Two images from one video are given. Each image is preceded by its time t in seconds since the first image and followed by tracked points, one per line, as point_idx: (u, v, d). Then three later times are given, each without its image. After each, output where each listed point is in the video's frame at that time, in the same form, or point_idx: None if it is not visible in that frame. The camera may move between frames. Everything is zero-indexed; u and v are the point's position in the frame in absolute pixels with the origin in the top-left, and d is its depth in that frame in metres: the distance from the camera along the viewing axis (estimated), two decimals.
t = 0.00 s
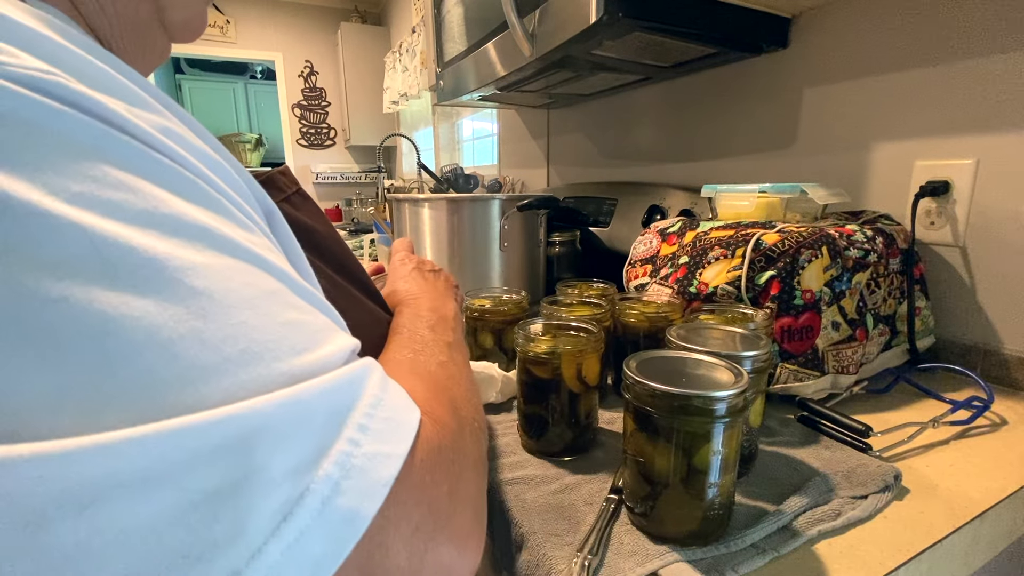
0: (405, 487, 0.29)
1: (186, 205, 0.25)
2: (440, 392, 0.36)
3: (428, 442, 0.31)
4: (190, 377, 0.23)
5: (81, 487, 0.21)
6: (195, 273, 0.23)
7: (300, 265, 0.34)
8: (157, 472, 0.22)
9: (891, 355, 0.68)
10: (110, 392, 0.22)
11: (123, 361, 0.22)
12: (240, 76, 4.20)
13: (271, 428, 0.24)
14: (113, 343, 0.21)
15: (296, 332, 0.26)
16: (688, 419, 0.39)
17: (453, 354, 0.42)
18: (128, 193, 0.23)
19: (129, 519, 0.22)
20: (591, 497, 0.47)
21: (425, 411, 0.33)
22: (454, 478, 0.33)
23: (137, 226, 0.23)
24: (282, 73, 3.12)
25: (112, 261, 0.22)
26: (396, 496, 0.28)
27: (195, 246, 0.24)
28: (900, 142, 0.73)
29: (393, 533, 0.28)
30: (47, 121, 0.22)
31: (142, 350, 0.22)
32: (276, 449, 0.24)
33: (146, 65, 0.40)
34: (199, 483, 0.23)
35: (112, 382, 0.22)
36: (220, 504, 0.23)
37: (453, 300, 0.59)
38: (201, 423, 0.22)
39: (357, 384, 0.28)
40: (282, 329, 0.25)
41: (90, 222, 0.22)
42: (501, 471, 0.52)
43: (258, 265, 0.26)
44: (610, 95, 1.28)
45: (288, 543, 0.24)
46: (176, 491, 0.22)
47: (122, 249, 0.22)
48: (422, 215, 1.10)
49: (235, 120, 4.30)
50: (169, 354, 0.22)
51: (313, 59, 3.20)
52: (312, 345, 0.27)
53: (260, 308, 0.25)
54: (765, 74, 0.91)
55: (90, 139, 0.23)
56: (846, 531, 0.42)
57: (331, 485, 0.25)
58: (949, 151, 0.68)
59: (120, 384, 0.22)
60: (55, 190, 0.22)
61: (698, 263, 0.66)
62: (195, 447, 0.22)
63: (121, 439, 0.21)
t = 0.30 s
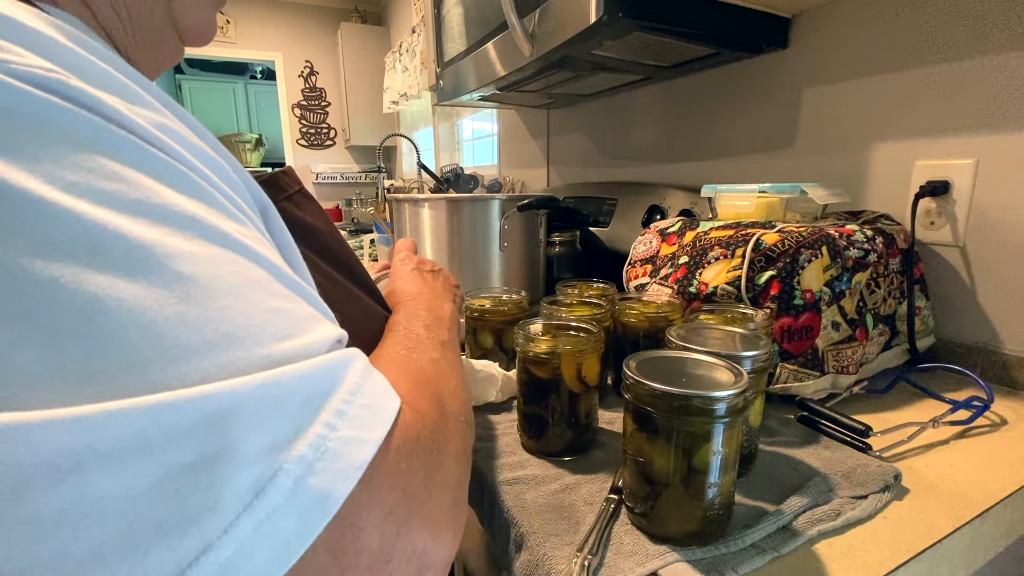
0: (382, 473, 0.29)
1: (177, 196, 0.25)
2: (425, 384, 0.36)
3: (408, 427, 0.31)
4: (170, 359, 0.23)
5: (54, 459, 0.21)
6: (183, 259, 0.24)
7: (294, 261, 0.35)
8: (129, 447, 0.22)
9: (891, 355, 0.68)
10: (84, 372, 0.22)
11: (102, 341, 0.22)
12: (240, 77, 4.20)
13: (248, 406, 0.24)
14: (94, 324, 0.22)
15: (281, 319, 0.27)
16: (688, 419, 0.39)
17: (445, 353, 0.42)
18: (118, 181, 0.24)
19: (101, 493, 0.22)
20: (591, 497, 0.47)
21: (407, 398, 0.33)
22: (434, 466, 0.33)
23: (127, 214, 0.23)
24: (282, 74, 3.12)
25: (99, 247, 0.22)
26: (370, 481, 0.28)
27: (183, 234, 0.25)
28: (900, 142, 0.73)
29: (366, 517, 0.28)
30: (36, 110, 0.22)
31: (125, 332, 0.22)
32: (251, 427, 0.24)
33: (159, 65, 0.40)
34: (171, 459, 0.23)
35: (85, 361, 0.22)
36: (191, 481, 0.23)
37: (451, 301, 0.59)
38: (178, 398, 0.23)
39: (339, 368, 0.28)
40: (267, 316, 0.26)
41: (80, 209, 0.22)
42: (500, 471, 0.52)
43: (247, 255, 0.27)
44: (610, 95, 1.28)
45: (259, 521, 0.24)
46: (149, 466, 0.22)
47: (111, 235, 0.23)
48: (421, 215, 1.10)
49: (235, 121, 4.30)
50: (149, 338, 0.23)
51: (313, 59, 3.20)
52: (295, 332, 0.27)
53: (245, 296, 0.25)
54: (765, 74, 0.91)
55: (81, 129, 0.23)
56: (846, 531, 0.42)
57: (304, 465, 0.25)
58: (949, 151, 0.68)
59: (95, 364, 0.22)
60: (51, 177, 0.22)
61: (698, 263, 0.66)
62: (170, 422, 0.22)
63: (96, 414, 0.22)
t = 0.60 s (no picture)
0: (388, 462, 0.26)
1: (171, 173, 0.23)
2: (447, 370, 0.29)
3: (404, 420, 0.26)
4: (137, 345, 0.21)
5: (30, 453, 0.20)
6: (163, 237, 0.22)
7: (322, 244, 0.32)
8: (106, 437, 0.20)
9: (890, 355, 0.68)
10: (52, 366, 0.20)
11: (82, 326, 0.20)
12: (240, 77, 4.21)
13: (233, 391, 0.22)
14: (69, 307, 0.20)
15: (279, 300, 0.24)
16: (688, 419, 0.39)
17: (492, 317, 0.33)
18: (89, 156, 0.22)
19: (80, 488, 0.20)
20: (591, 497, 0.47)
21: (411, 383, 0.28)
22: (444, 467, 0.27)
23: (103, 191, 0.21)
24: (282, 74, 3.12)
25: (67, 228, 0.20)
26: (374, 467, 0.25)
27: (166, 210, 0.22)
28: (901, 142, 0.73)
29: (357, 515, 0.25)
30: (22, 91, 0.21)
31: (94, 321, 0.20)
32: (237, 412, 0.22)
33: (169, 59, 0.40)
34: (151, 448, 0.21)
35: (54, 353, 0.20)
36: (178, 474, 0.22)
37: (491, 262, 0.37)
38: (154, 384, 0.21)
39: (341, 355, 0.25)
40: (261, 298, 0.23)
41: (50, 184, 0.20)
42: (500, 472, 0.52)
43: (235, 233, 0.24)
44: (610, 95, 1.28)
45: (255, 516, 0.22)
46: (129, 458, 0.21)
47: (84, 216, 0.21)
48: (421, 215, 1.10)
49: (235, 120, 4.30)
50: (121, 327, 0.21)
51: (313, 59, 3.20)
52: (302, 317, 0.24)
53: (240, 280, 0.23)
54: (765, 74, 0.91)
55: (54, 104, 0.21)
56: (846, 531, 0.42)
57: (300, 457, 0.23)
58: (949, 151, 0.68)
59: (76, 351, 0.20)
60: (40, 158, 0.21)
61: (698, 263, 0.66)
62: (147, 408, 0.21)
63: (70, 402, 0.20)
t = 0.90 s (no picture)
0: (479, 288, 0.25)
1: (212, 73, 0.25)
2: (602, 236, 0.28)
3: (496, 260, 0.26)
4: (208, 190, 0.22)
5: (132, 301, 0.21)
6: (216, 100, 0.23)
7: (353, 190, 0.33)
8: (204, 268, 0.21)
9: (890, 355, 0.68)
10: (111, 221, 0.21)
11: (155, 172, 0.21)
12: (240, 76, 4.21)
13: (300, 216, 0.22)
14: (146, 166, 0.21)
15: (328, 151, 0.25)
16: (688, 419, 0.39)
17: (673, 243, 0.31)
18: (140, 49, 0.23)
19: (159, 320, 0.21)
20: (591, 497, 0.47)
21: (505, 232, 0.27)
22: (554, 306, 0.26)
23: (153, 71, 0.22)
24: (282, 73, 3.12)
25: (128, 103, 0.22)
26: (464, 290, 0.25)
27: (215, 88, 0.24)
28: (901, 141, 0.73)
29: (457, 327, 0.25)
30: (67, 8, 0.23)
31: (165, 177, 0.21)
32: (321, 238, 0.22)
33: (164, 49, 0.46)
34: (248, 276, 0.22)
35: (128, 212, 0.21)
36: (273, 303, 0.22)
37: (694, 258, 0.31)
38: (241, 210, 0.21)
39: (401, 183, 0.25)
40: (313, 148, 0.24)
41: (106, 65, 0.22)
42: (501, 471, 0.52)
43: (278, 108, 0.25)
44: (610, 95, 1.28)
45: (352, 334, 0.23)
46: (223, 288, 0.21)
47: (143, 94, 0.22)
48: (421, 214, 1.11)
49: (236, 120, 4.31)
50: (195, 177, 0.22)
51: (313, 59, 3.20)
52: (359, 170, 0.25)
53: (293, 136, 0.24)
54: (765, 74, 0.91)
55: (93, 18, 0.23)
56: (846, 531, 0.42)
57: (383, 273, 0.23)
58: (949, 151, 0.68)
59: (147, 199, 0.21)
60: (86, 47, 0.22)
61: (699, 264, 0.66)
62: (235, 238, 0.21)
63: (153, 236, 0.21)
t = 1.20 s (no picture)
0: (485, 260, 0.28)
1: (220, 69, 0.27)
2: (588, 228, 0.32)
3: (501, 235, 0.29)
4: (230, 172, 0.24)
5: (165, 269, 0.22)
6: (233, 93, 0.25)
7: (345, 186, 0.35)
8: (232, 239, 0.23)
9: (891, 355, 0.68)
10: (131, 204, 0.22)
11: (174, 158, 0.23)
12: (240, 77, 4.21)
13: (317, 197, 0.24)
14: (173, 149, 0.23)
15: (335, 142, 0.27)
16: (688, 419, 0.39)
17: (656, 245, 0.34)
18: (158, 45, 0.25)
19: (183, 292, 0.22)
20: (591, 497, 0.47)
21: (506, 214, 0.31)
22: (549, 275, 0.29)
23: (173, 63, 0.24)
24: (282, 73, 3.12)
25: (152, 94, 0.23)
26: (471, 262, 0.28)
27: (229, 83, 0.26)
28: (901, 141, 0.73)
29: (459, 300, 0.27)
30: (78, 4, 0.24)
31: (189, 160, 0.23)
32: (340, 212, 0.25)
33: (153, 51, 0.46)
34: (274, 245, 0.24)
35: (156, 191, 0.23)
36: (291, 277, 0.24)
37: (672, 262, 0.34)
38: (266, 185, 0.23)
39: (403, 170, 0.28)
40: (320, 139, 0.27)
41: (124, 58, 0.23)
42: (501, 471, 0.52)
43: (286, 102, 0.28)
44: (610, 95, 1.28)
45: (370, 300, 0.25)
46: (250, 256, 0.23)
47: (166, 84, 0.24)
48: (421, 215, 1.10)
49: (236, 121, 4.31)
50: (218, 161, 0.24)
51: (313, 59, 3.20)
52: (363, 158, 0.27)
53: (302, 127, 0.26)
54: (765, 73, 0.91)
55: (109, 15, 0.25)
56: (846, 531, 0.42)
57: (391, 250, 0.25)
58: (950, 151, 0.68)
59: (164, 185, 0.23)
60: (103, 41, 0.23)
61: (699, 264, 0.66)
62: (261, 210, 0.23)
63: (183, 210, 0.22)
